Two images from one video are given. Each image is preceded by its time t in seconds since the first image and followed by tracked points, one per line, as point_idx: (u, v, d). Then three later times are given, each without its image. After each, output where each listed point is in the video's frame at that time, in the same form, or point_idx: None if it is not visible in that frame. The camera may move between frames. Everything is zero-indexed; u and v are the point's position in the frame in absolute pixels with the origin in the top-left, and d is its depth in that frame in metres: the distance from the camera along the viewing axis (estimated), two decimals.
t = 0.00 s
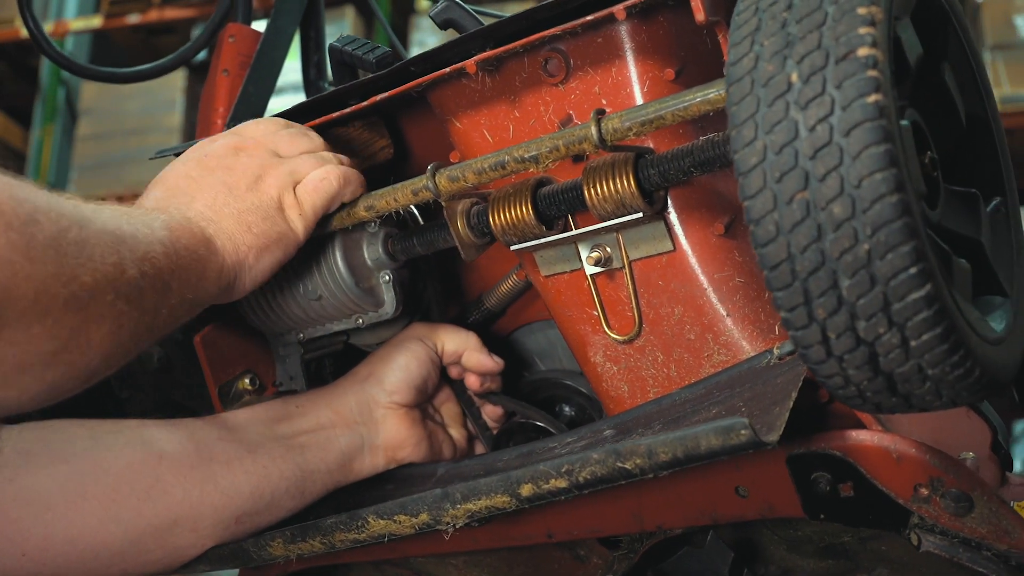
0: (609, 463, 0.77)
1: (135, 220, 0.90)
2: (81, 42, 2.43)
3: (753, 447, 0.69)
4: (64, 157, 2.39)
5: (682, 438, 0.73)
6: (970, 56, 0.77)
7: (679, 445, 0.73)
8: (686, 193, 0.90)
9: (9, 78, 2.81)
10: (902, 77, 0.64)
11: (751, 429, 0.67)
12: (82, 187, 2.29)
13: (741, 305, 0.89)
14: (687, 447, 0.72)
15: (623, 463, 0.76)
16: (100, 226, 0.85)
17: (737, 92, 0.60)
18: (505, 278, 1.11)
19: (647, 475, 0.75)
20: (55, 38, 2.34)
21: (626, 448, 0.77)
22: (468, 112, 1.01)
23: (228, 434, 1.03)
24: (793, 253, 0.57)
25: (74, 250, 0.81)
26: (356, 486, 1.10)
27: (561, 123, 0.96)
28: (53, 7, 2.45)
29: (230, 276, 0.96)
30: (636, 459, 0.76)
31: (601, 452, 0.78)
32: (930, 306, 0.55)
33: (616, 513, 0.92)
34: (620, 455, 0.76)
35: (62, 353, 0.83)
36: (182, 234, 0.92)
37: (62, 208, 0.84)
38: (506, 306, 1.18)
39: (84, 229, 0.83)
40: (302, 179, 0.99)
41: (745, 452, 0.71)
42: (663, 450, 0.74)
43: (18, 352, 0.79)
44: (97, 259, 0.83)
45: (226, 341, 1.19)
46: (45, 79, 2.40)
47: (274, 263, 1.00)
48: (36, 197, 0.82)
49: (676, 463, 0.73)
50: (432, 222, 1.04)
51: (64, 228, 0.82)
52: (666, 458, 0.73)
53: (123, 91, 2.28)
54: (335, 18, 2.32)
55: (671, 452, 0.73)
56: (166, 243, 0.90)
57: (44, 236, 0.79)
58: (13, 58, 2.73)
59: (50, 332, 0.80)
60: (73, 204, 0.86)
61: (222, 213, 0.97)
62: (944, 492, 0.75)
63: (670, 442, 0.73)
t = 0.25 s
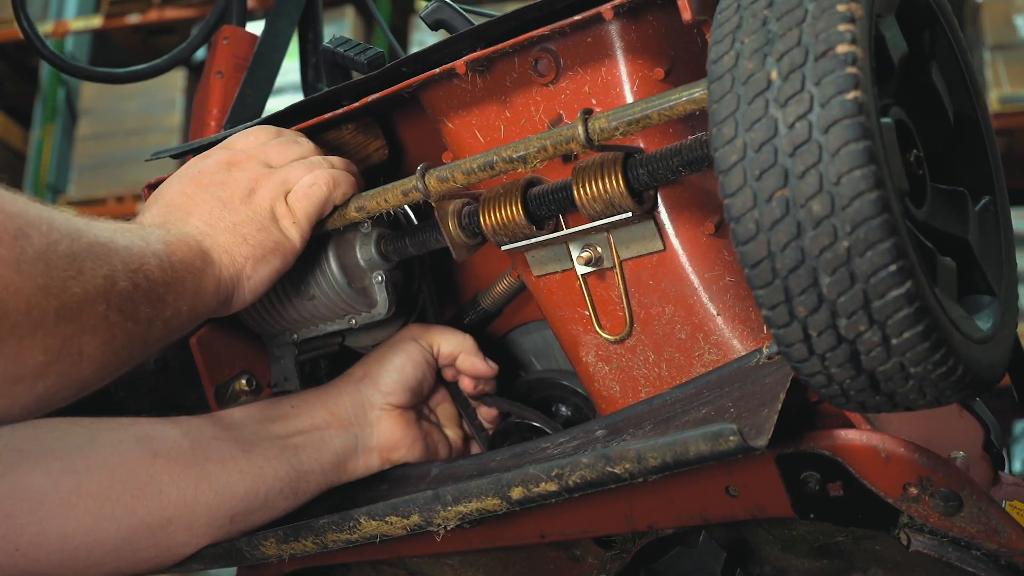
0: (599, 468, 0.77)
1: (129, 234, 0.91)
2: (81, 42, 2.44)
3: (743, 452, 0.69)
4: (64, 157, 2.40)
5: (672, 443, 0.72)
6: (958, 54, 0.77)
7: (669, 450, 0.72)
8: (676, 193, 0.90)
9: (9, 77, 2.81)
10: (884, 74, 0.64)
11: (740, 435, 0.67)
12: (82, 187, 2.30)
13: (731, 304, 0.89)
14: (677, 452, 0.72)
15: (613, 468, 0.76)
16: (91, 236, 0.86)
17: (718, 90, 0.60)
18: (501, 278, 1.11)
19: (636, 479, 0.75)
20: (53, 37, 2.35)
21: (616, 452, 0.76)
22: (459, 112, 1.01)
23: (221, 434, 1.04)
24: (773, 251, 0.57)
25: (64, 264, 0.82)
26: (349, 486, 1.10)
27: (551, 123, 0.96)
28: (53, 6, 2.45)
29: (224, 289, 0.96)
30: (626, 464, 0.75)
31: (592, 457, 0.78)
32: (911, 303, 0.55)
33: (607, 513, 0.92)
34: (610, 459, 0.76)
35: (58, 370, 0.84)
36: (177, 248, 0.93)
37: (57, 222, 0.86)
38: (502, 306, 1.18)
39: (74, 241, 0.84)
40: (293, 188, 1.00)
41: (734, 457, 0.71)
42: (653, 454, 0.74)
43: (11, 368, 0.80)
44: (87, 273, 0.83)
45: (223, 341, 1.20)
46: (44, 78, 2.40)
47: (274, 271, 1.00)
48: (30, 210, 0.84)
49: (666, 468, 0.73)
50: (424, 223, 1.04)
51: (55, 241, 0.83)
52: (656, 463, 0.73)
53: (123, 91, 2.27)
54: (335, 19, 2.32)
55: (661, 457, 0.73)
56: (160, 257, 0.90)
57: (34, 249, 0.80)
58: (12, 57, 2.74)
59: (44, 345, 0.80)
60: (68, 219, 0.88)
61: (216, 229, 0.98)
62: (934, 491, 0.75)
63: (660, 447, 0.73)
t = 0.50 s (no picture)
0: (580, 468, 0.77)
1: (107, 222, 0.91)
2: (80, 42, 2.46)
3: (721, 453, 0.69)
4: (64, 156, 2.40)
5: (652, 443, 0.72)
6: (939, 51, 0.77)
7: (649, 450, 0.72)
8: (662, 193, 0.89)
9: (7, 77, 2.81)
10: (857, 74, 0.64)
11: (718, 436, 0.67)
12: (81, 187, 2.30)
13: (717, 304, 0.89)
14: (656, 453, 0.72)
15: (594, 468, 0.76)
16: (72, 231, 0.86)
17: (691, 93, 0.60)
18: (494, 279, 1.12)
19: (617, 480, 0.75)
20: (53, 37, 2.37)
21: (597, 452, 0.76)
22: (447, 113, 1.01)
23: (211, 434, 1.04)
24: (746, 254, 0.57)
25: (52, 263, 0.82)
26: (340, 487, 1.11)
27: (537, 124, 0.96)
28: (52, 5, 2.46)
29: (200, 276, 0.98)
30: (607, 464, 0.75)
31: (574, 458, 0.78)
32: (884, 305, 0.55)
33: (595, 512, 0.92)
34: (590, 460, 0.76)
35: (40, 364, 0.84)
36: (151, 233, 0.93)
37: (33, 218, 0.84)
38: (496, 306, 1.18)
39: (56, 243, 0.84)
40: (280, 187, 1.00)
41: (714, 458, 0.70)
42: (633, 455, 0.74)
43: (1, 367, 0.80)
44: (72, 269, 0.84)
45: (217, 343, 1.21)
46: (44, 78, 2.41)
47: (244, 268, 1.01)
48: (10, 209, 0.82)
49: (645, 468, 0.73)
50: (413, 224, 1.04)
51: (41, 241, 0.82)
52: (636, 464, 0.73)
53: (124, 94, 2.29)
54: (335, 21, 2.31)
55: (641, 458, 0.73)
56: (138, 246, 0.91)
57: (24, 252, 0.80)
58: (11, 57, 2.74)
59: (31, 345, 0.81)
60: (45, 211, 0.87)
61: (195, 216, 0.98)
62: (917, 490, 0.75)
63: (639, 447, 0.73)
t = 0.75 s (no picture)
0: (580, 469, 0.77)
1: (101, 203, 0.91)
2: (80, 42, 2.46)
3: (720, 454, 0.68)
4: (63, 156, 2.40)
5: (652, 444, 0.72)
6: (936, 52, 0.77)
7: (648, 451, 0.72)
8: (659, 194, 0.90)
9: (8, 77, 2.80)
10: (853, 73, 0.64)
11: (717, 437, 0.67)
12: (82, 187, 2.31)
13: (715, 304, 0.89)
14: (655, 454, 0.72)
15: (593, 469, 0.76)
16: (64, 209, 0.87)
17: (686, 90, 0.60)
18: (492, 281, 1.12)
19: (616, 481, 0.75)
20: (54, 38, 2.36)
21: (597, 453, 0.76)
22: (445, 114, 1.01)
23: (210, 433, 1.05)
24: (741, 251, 0.57)
25: (38, 242, 0.82)
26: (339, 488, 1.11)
27: (535, 125, 0.96)
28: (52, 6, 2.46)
29: (195, 264, 0.98)
30: (607, 465, 0.75)
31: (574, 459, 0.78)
32: (879, 302, 0.55)
33: (594, 513, 0.92)
34: (589, 461, 0.76)
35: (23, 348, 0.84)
36: (147, 216, 0.94)
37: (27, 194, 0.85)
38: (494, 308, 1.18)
39: (46, 222, 0.84)
40: (283, 179, 1.00)
41: (713, 459, 0.70)
42: (631, 456, 0.73)
43: None
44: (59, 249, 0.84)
45: (215, 343, 1.21)
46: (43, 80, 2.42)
47: (242, 256, 1.01)
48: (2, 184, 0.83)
49: (645, 469, 0.73)
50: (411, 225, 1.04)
51: (30, 219, 0.82)
52: (635, 465, 0.73)
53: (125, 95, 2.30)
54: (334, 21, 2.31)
55: (640, 458, 0.73)
56: (131, 230, 0.91)
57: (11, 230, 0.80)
58: (11, 57, 2.73)
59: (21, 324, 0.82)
60: (38, 189, 0.87)
61: (195, 203, 0.98)
62: (915, 490, 0.75)
63: (638, 448, 0.72)
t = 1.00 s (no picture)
0: (593, 467, 0.77)
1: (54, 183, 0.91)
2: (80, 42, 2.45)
3: (735, 453, 0.68)
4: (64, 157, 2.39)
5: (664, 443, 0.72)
6: (948, 53, 0.77)
7: (662, 449, 0.72)
8: (669, 193, 0.90)
9: (9, 77, 2.71)
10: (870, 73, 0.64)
11: (733, 435, 0.67)
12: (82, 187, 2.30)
13: (724, 304, 0.89)
14: (670, 452, 0.71)
15: (606, 466, 0.76)
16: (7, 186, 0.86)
17: (704, 90, 0.60)
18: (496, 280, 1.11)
19: (629, 478, 0.75)
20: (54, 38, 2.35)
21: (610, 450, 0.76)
22: (452, 113, 1.01)
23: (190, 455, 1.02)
24: (760, 251, 0.57)
25: None
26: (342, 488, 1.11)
27: (543, 124, 0.96)
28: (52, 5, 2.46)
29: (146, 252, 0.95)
30: (621, 464, 0.75)
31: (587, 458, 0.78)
32: (898, 302, 0.55)
33: (601, 513, 0.92)
34: (602, 458, 0.76)
35: None
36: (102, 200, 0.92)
37: None
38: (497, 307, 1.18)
39: None
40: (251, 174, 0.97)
41: (727, 458, 0.70)
42: (646, 453, 0.73)
43: None
44: None
45: (219, 342, 1.20)
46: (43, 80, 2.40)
47: (155, 298, 0.88)
48: None
49: (658, 466, 0.73)
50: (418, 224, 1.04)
51: None
52: (649, 463, 0.73)
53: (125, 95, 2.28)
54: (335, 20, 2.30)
55: (654, 456, 0.73)
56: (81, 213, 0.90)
57: None
58: (11, 57, 2.68)
59: None
60: None
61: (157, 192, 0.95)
62: (926, 490, 0.75)
63: (653, 445, 0.72)
